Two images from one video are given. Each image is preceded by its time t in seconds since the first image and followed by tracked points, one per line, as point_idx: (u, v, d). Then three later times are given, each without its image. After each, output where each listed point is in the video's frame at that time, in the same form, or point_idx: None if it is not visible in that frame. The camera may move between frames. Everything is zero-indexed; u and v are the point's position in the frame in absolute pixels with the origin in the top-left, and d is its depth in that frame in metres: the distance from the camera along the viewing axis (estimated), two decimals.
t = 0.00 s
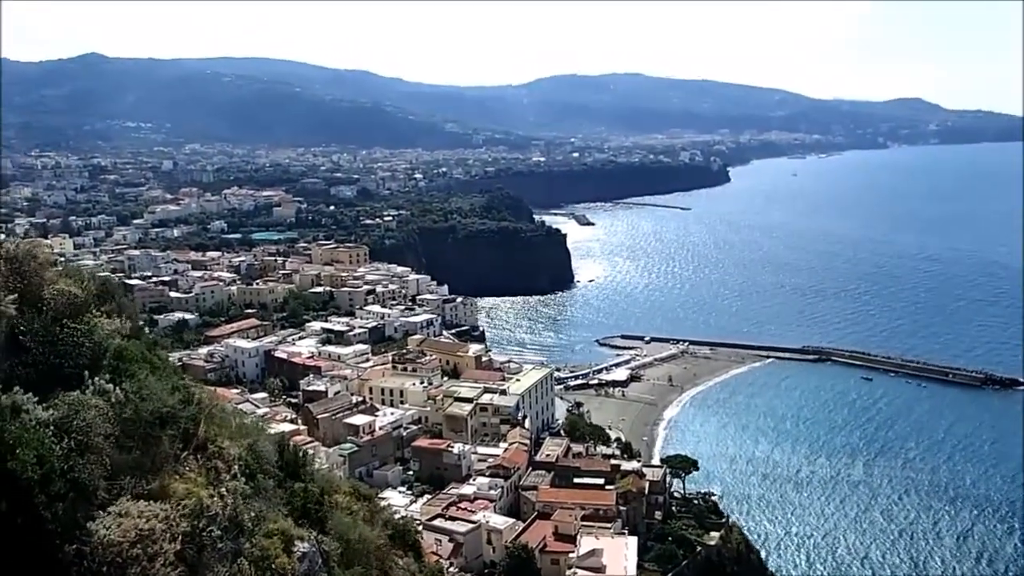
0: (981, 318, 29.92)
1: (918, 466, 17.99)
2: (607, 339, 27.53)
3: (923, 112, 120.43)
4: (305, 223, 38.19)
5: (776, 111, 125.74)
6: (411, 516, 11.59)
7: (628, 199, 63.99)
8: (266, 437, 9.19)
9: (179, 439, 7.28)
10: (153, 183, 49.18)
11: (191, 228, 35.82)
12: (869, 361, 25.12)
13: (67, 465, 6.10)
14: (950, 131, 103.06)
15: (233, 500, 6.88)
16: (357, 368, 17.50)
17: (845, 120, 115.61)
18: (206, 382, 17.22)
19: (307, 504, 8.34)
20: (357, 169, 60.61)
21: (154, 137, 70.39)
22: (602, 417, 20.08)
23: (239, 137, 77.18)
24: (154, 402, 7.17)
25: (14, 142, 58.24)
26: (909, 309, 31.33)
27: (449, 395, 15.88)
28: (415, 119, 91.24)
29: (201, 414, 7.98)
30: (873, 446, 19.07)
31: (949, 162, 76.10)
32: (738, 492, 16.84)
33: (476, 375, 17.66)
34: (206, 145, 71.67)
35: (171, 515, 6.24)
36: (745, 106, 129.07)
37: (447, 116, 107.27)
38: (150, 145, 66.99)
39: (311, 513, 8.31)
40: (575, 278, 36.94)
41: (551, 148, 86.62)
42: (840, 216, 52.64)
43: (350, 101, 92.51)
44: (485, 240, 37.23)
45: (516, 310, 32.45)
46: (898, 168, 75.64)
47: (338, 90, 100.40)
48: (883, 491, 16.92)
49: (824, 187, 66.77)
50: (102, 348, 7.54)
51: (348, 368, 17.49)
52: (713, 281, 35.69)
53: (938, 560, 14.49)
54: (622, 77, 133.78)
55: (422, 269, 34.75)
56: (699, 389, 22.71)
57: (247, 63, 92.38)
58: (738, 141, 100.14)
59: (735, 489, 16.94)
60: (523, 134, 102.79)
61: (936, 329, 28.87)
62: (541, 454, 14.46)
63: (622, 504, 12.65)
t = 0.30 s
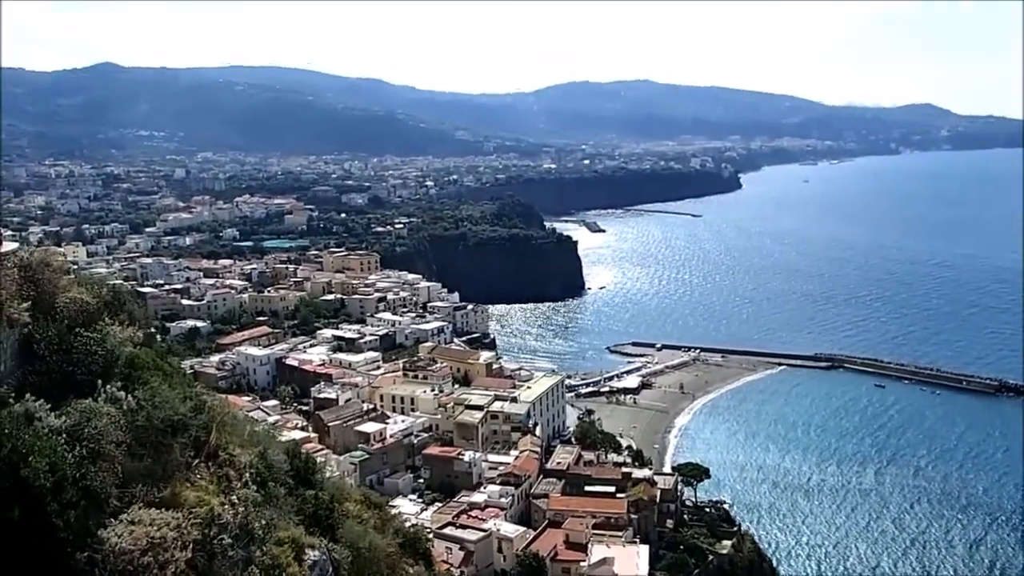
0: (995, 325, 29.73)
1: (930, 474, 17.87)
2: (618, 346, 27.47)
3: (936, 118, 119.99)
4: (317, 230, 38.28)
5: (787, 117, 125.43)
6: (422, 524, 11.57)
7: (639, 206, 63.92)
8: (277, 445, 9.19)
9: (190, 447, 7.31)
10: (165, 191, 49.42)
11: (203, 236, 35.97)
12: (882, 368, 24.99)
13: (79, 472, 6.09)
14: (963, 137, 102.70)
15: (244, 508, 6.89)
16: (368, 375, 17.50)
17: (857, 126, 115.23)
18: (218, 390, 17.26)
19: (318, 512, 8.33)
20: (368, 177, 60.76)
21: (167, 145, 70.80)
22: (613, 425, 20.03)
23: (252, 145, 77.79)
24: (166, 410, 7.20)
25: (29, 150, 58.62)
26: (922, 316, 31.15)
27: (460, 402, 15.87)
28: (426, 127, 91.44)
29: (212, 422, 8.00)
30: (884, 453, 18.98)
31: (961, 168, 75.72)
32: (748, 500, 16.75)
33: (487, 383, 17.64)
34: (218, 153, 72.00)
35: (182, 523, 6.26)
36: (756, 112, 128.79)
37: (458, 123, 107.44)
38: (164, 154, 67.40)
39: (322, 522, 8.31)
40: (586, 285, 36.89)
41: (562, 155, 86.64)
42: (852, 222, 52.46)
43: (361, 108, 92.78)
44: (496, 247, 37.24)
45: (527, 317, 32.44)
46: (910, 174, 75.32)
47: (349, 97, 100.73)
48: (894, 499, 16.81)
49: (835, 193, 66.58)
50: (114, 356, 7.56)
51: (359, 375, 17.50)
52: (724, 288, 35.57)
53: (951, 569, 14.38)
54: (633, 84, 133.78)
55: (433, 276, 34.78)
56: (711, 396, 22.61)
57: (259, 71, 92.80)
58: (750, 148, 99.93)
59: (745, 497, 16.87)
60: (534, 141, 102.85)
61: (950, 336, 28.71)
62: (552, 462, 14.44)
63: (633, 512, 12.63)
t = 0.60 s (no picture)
0: (1004, 337, 29.62)
1: (938, 486, 17.78)
2: (626, 357, 27.43)
3: (944, 129, 119.82)
4: (325, 240, 38.36)
5: (795, 127, 125.34)
6: (429, 534, 11.54)
7: (646, 216, 63.89)
8: (284, 455, 9.19)
9: (198, 456, 7.34)
10: (174, 201, 49.61)
11: (212, 246, 36.06)
12: (891, 379, 24.90)
13: (88, 482, 6.06)
14: (971, 148, 102.53)
15: (251, 518, 6.90)
16: (375, 385, 17.51)
17: (865, 137, 115.07)
18: (226, 399, 17.27)
19: (324, 521, 8.31)
20: (376, 187, 60.86)
21: (176, 156, 71.08)
22: (621, 435, 19.99)
23: (260, 155, 78.04)
24: (174, 420, 7.23)
25: (39, 160, 58.87)
26: (930, 326, 31.06)
27: (467, 412, 15.86)
28: (434, 137, 91.59)
29: (220, 431, 8.01)
30: (891, 465, 18.89)
31: (970, 178, 75.53)
32: (754, 512, 16.65)
33: (494, 393, 17.64)
34: (227, 163, 72.24)
35: (189, 533, 6.28)
36: (764, 123, 128.77)
37: (466, 133, 107.63)
38: (173, 164, 67.74)
39: (329, 531, 8.27)
40: (593, 295, 36.91)
41: (569, 166, 86.69)
42: (860, 233, 52.33)
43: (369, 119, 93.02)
44: (503, 256, 37.26)
45: (534, 327, 32.41)
46: (918, 184, 75.16)
47: (357, 108, 101.08)
48: (902, 511, 16.71)
49: (843, 204, 66.51)
50: (123, 366, 7.57)
51: (366, 385, 17.50)
52: (731, 298, 35.50)
53: None
54: (640, 94, 133.88)
55: (440, 286, 34.81)
56: (718, 407, 22.55)
57: (267, 82, 93.18)
58: (757, 158, 99.81)
59: (751, 509, 16.79)
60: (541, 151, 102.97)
61: (958, 347, 28.59)
62: (559, 472, 14.42)
63: (641, 523, 12.59)
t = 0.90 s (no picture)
0: (1018, 345, 29.44)
1: (951, 496, 17.65)
2: (637, 366, 27.36)
3: (957, 136, 119.35)
4: (336, 250, 38.46)
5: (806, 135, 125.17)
6: (441, 545, 11.50)
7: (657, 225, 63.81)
8: (296, 465, 9.18)
9: (209, 467, 7.37)
10: (186, 212, 49.84)
11: (223, 256, 36.20)
12: (904, 387, 24.77)
13: (100, 492, 6.03)
14: (984, 155, 102.12)
15: (263, 529, 6.91)
16: (386, 395, 17.50)
17: (876, 144, 114.80)
18: (237, 409, 17.30)
19: (336, 531, 8.28)
20: (386, 197, 61.00)
21: (188, 166, 71.42)
22: (632, 445, 19.92)
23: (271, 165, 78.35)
24: (186, 430, 7.25)
25: (52, 171, 59.21)
26: (943, 335, 30.91)
27: (478, 422, 15.84)
28: (445, 147, 91.76)
29: (232, 441, 8.01)
30: (904, 474, 18.77)
31: (983, 186, 75.24)
32: (765, 522, 16.56)
33: (505, 402, 17.62)
34: (238, 173, 72.54)
35: (201, 543, 6.28)
36: (774, 131, 128.63)
37: (476, 142, 107.82)
38: (185, 174, 68.05)
39: (341, 542, 8.24)
40: (604, 304, 36.87)
41: (580, 175, 86.72)
42: (871, 241, 52.17)
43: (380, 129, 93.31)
44: (514, 266, 37.29)
45: (544, 336, 32.37)
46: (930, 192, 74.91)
47: (368, 118, 101.44)
48: (915, 521, 16.59)
49: (855, 211, 66.32)
50: (135, 376, 7.58)
51: (377, 395, 17.50)
52: (742, 307, 35.41)
53: None
54: (650, 103, 133.91)
55: (451, 295, 34.82)
56: (730, 416, 22.45)
57: (279, 93, 93.63)
58: (768, 166, 99.61)
59: (763, 519, 16.69)
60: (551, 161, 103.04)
61: (972, 355, 28.43)
62: (570, 482, 14.38)
63: (654, 534, 12.68)
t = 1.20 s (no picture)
0: None
1: (971, 511, 17.44)
2: (654, 380, 27.26)
3: (976, 148, 118.65)
4: (352, 264, 38.60)
5: (823, 147, 124.84)
6: (457, 560, 11.47)
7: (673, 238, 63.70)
8: (313, 479, 9.18)
9: (227, 481, 7.39)
10: (204, 227, 50.19)
11: (241, 271, 36.41)
12: (924, 401, 24.54)
13: (119, 506, 6.01)
14: (1004, 166, 101.45)
15: (279, 543, 6.91)
16: (403, 409, 17.51)
17: (894, 157, 114.34)
18: (254, 424, 17.35)
19: (352, 545, 8.27)
20: (402, 211, 61.20)
21: (206, 182, 71.94)
22: (650, 460, 19.82)
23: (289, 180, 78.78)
24: (202, 445, 7.27)
25: (73, 188, 59.74)
26: (964, 347, 30.65)
27: (494, 437, 15.83)
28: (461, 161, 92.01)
29: (249, 456, 8.03)
30: (923, 489, 18.57)
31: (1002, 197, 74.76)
32: (782, 538, 16.40)
33: (521, 416, 17.59)
34: (256, 189, 73.00)
35: (218, 558, 6.27)
36: (791, 143, 128.33)
37: (492, 157, 108.13)
38: (203, 189, 68.53)
39: (357, 556, 8.23)
40: (620, 318, 36.75)
41: (595, 188, 86.72)
42: (890, 252, 51.88)
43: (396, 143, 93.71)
44: (530, 279, 37.26)
45: (560, 350, 32.30)
46: (948, 203, 74.52)
47: (384, 133, 101.95)
48: (935, 538, 16.39)
49: (874, 224, 66.02)
50: (154, 391, 7.60)
51: (393, 409, 17.51)
52: (758, 320, 35.24)
53: None
54: (665, 116, 133.94)
55: (467, 309, 34.84)
56: (749, 431, 22.30)
57: (296, 109, 94.28)
58: (785, 179, 99.34)
59: (780, 535, 16.55)
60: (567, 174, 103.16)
61: (994, 368, 28.17)
62: (588, 497, 14.32)
63: (672, 549, 12.58)
